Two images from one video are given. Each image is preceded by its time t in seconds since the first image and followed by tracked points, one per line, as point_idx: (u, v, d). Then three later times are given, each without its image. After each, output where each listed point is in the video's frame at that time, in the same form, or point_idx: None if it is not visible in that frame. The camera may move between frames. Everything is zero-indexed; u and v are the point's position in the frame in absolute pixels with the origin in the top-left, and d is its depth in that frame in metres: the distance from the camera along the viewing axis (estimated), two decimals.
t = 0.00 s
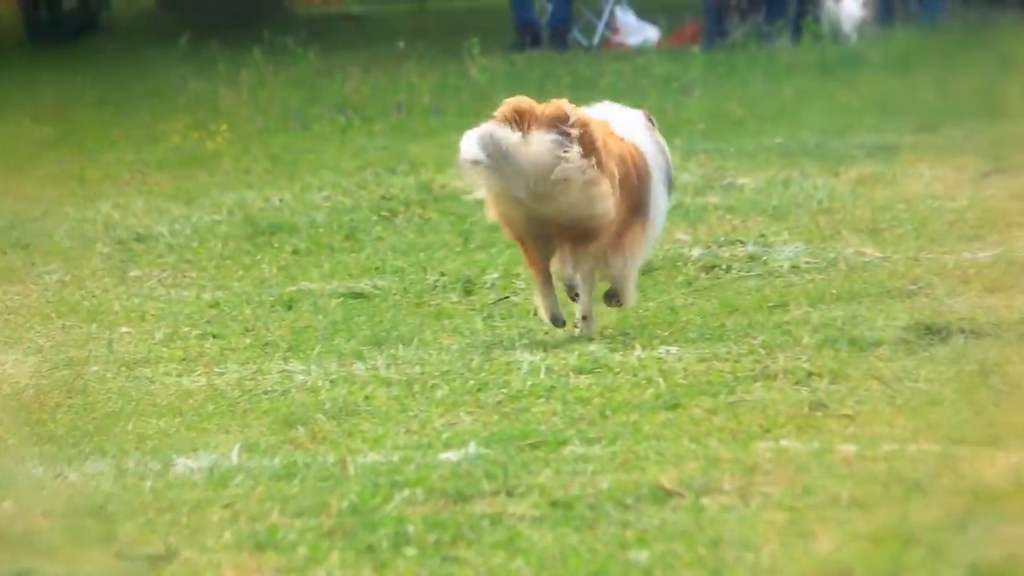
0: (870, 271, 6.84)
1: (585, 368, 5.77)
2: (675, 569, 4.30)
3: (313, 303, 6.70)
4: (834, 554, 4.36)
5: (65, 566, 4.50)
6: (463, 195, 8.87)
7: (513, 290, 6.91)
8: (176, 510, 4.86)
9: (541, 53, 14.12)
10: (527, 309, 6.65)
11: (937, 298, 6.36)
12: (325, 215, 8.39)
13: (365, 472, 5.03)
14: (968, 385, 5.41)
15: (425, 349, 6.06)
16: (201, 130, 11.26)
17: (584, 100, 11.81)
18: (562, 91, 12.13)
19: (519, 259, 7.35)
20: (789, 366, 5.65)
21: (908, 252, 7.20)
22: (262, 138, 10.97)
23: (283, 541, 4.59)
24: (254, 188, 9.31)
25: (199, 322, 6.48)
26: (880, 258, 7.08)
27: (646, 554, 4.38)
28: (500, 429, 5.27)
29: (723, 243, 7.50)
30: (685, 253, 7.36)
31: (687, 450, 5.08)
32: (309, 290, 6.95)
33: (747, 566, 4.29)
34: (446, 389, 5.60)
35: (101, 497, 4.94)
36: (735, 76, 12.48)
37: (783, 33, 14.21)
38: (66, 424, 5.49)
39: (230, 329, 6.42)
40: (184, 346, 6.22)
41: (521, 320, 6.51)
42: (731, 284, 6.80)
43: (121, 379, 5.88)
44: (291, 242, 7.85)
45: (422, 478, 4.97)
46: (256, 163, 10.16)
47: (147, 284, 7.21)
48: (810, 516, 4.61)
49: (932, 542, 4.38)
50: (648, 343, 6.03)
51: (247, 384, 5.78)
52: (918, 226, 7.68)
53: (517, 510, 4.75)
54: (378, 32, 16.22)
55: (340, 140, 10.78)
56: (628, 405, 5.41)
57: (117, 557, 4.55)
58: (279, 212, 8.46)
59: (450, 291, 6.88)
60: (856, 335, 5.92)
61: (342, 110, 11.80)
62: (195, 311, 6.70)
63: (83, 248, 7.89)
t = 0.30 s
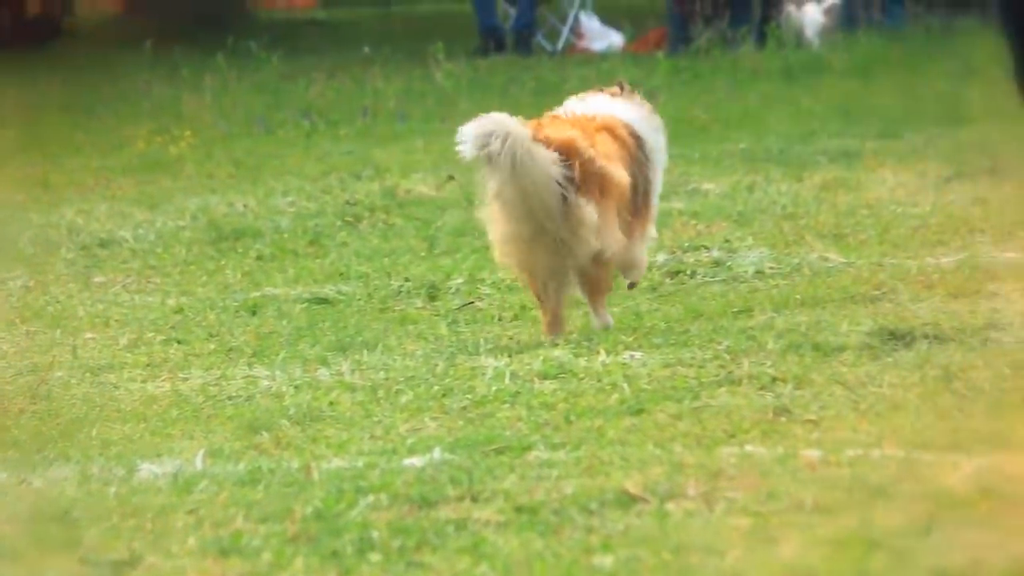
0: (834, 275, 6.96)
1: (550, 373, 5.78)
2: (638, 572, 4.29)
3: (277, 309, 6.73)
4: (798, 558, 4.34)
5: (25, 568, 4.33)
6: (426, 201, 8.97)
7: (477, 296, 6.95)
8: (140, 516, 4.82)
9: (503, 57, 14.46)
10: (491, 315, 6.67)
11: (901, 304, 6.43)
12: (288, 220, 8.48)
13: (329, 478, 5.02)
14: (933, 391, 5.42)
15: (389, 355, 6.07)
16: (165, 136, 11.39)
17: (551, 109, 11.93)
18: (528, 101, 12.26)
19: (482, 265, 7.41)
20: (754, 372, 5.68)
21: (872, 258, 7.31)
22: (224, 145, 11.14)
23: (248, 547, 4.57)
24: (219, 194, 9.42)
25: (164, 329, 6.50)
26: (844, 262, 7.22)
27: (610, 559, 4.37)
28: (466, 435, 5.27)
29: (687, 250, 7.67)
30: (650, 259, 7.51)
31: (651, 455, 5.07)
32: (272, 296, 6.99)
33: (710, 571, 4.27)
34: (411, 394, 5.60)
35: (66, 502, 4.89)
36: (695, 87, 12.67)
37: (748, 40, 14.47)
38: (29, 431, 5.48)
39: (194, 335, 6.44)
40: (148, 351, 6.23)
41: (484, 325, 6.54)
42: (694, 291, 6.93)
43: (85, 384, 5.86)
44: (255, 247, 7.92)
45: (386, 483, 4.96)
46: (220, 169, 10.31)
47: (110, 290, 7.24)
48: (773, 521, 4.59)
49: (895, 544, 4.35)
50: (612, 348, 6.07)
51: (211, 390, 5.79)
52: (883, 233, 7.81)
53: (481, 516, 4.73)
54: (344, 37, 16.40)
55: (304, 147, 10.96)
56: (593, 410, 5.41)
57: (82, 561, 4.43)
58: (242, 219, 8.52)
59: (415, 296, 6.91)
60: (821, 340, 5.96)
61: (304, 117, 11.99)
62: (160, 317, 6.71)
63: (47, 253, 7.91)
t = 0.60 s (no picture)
0: (805, 280, 7.01)
1: (521, 378, 5.79)
2: None
3: (248, 314, 6.76)
4: (769, 561, 4.33)
5: None
6: (396, 204, 9.03)
7: (449, 300, 6.98)
8: (111, 519, 4.78)
9: (475, 62, 14.58)
10: (461, 320, 6.67)
11: (871, 308, 6.45)
12: (259, 225, 8.54)
13: (300, 482, 5.01)
14: (902, 395, 5.43)
15: (360, 359, 6.08)
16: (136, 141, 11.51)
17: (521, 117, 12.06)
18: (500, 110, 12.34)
19: (452, 270, 7.45)
20: (724, 376, 5.69)
21: (843, 261, 7.35)
22: (194, 151, 11.30)
23: (219, 551, 4.53)
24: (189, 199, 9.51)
25: (135, 335, 6.51)
26: (815, 266, 7.26)
27: (581, 564, 4.36)
28: (436, 439, 5.27)
29: (658, 256, 7.72)
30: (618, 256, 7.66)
31: (622, 459, 5.07)
32: (245, 301, 7.01)
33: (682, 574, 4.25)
34: (382, 399, 5.61)
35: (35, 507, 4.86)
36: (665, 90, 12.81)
37: (718, 45, 14.80)
38: None
39: (165, 340, 6.45)
40: (119, 356, 6.24)
41: (455, 329, 6.54)
42: (667, 296, 7.07)
43: (55, 389, 5.86)
44: (226, 252, 7.96)
45: (357, 488, 4.95)
46: (190, 176, 10.42)
47: (81, 293, 7.25)
48: (744, 525, 4.58)
49: (866, 548, 4.34)
50: (583, 353, 6.10)
51: (181, 394, 5.79)
52: (853, 235, 7.85)
53: (452, 520, 4.71)
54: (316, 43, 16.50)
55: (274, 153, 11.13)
56: (564, 415, 5.42)
57: (51, 565, 4.40)
58: (212, 224, 8.57)
59: (386, 301, 6.93)
60: (791, 345, 5.97)
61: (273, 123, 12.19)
62: (131, 323, 6.71)
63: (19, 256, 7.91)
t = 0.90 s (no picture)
0: (781, 283, 7.04)
1: (497, 381, 5.80)
2: None
3: (225, 317, 6.77)
4: (746, 564, 4.31)
5: None
6: (372, 207, 9.04)
7: (426, 303, 6.99)
8: (87, 522, 4.75)
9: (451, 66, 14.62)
10: (437, 322, 6.68)
11: (847, 311, 6.48)
12: (235, 229, 8.55)
13: (277, 485, 4.99)
14: (878, 398, 5.44)
15: (336, 362, 6.09)
16: (112, 143, 11.47)
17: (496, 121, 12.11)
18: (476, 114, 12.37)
19: (428, 274, 7.47)
20: (701, 379, 5.70)
21: (818, 264, 7.38)
22: (171, 154, 11.27)
23: (195, 554, 4.49)
24: (165, 202, 9.50)
25: (111, 338, 6.50)
26: (791, 269, 7.29)
27: (558, 567, 4.34)
28: (413, 442, 5.27)
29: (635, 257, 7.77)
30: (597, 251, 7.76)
31: (598, 462, 5.06)
32: (222, 304, 7.01)
33: None
34: (358, 402, 5.61)
35: (11, 513, 4.83)
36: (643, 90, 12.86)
37: (694, 48, 14.96)
38: None
39: (141, 343, 6.45)
40: (95, 359, 6.24)
41: (431, 332, 6.54)
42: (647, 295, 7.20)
43: (31, 393, 5.85)
44: (202, 256, 7.96)
45: (333, 490, 4.93)
46: (167, 178, 10.40)
47: (56, 297, 7.24)
48: (721, 529, 4.56)
49: (844, 552, 4.32)
50: (559, 356, 6.11)
51: (157, 398, 5.79)
52: (828, 239, 7.86)
53: (429, 523, 4.69)
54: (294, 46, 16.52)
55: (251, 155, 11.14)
56: (540, 418, 5.42)
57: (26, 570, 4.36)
58: (188, 228, 8.57)
59: (363, 304, 6.94)
60: (768, 347, 5.98)
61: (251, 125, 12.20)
62: (108, 326, 6.70)
63: None
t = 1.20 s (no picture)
0: (755, 285, 7.06)
1: (471, 383, 5.80)
2: None
3: (199, 319, 6.77)
4: (721, 566, 4.30)
5: None
6: (346, 209, 9.05)
7: (401, 305, 6.99)
8: (62, 525, 4.74)
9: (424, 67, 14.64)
10: (412, 324, 6.67)
11: (821, 313, 6.49)
12: (209, 231, 8.54)
13: (251, 487, 4.98)
14: (852, 400, 5.44)
15: (310, 365, 6.09)
16: (87, 147, 11.45)
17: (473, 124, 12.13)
18: (451, 116, 12.37)
19: (402, 276, 7.47)
20: (675, 382, 5.71)
21: (792, 266, 7.39)
22: (144, 155, 11.23)
23: (169, 556, 4.48)
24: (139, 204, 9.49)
25: (86, 340, 6.50)
26: (766, 271, 7.30)
27: (532, 568, 4.32)
28: (387, 444, 5.27)
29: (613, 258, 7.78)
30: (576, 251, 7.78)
31: (573, 464, 5.05)
32: (196, 306, 7.01)
33: None
34: (333, 405, 5.61)
35: None
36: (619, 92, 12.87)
37: (667, 50, 15.05)
38: None
39: (115, 346, 6.45)
40: (69, 361, 6.24)
41: (405, 334, 6.54)
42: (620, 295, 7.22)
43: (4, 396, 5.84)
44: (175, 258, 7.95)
45: (308, 492, 4.91)
46: (141, 179, 10.37)
47: (30, 300, 7.23)
48: (696, 530, 4.55)
49: (819, 553, 4.31)
50: (534, 357, 6.12)
51: (132, 400, 5.79)
52: (802, 241, 7.86)
53: (404, 525, 4.67)
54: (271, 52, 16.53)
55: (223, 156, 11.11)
56: (515, 421, 5.42)
57: None
58: (163, 230, 8.56)
59: (337, 307, 6.94)
60: (742, 349, 5.98)
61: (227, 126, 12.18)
62: (82, 328, 6.70)
63: None
